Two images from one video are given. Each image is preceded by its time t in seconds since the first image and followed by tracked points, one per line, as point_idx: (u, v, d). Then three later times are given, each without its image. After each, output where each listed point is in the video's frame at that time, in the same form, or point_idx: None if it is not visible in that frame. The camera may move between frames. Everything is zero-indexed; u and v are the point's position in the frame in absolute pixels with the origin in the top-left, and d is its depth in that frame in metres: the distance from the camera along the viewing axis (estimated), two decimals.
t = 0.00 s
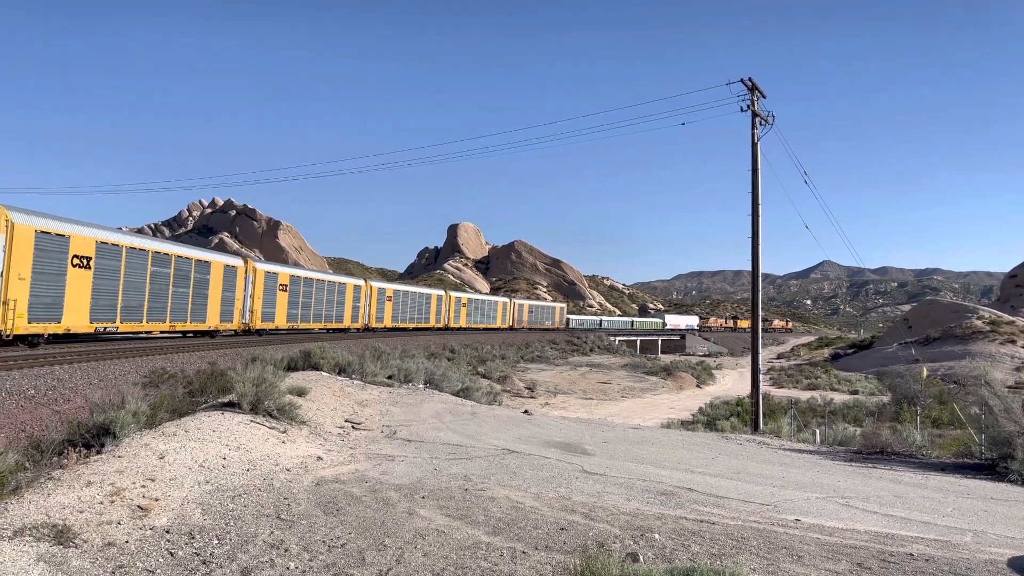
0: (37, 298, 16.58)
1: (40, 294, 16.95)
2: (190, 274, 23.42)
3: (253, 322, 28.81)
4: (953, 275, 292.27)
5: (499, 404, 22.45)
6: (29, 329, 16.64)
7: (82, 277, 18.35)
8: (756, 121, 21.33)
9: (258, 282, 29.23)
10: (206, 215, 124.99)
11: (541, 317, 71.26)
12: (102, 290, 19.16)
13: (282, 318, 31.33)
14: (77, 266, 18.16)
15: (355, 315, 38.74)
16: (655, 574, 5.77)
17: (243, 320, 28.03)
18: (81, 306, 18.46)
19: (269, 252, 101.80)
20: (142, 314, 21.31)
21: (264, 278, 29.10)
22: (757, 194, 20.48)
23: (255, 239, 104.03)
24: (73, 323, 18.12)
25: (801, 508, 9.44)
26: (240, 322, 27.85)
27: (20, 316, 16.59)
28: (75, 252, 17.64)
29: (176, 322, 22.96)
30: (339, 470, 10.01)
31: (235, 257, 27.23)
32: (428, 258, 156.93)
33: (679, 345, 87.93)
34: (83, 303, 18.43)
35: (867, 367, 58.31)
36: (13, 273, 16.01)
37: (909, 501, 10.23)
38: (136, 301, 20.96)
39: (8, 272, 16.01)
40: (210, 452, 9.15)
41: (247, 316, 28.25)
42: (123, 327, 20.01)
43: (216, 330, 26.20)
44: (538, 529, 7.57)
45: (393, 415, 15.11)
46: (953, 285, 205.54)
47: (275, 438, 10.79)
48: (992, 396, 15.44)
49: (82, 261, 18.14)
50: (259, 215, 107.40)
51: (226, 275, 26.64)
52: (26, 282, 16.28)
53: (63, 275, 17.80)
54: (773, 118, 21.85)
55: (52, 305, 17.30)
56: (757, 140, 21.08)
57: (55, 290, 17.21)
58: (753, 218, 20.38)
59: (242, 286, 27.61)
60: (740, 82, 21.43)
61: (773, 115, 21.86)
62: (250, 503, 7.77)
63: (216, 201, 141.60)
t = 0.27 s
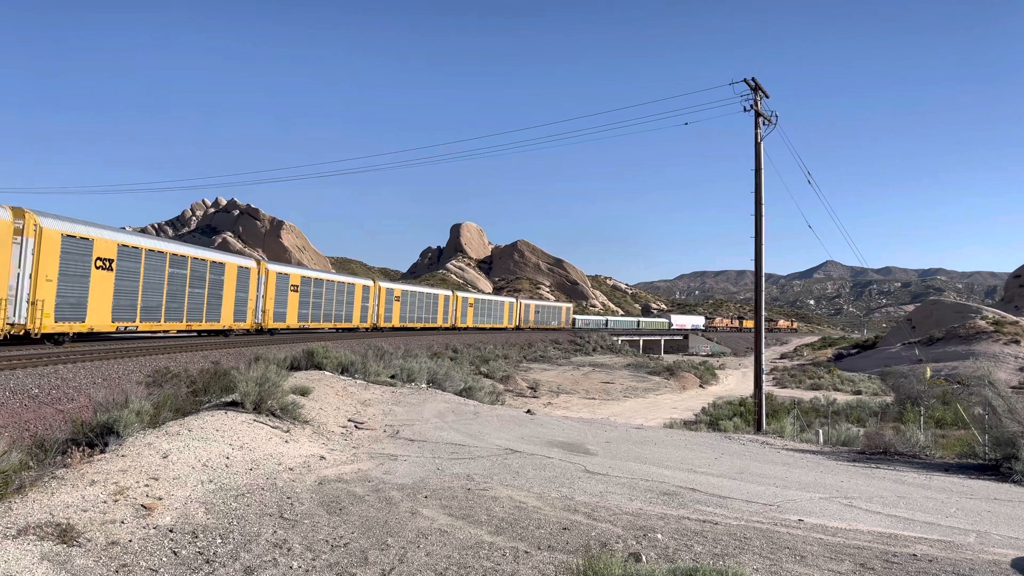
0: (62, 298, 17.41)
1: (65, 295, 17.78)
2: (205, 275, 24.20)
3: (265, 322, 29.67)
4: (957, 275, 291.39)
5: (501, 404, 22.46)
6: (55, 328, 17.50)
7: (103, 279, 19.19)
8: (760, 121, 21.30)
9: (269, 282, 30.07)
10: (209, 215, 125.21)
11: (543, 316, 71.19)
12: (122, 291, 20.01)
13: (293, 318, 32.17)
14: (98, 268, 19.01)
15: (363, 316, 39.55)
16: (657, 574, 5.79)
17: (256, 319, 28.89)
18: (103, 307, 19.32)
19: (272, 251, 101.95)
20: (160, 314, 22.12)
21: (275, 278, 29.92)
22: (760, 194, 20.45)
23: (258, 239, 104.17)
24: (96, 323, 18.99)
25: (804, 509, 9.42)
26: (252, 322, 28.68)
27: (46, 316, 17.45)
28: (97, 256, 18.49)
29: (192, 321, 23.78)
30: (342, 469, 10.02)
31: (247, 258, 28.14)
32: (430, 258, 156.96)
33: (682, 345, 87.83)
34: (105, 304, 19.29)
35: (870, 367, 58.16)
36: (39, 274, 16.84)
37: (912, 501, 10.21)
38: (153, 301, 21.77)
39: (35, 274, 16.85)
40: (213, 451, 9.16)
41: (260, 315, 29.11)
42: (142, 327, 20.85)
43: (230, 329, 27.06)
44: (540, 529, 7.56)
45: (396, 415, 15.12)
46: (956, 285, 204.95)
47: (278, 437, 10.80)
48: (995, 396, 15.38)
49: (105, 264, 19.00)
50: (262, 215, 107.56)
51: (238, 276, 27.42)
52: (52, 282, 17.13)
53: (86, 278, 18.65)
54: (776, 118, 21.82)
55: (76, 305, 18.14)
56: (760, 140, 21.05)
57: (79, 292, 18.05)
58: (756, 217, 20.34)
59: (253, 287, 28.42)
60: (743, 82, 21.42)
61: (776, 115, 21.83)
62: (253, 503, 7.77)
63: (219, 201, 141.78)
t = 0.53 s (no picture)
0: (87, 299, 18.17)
1: (89, 296, 18.52)
2: (219, 277, 24.90)
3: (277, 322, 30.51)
4: (961, 275, 290.53)
5: (504, 404, 22.48)
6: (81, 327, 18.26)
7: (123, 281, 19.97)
8: (763, 120, 21.28)
9: (281, 284, 30.88)
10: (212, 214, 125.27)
11: (546, 316, 71.16)
12: (141, 292, 20.80)
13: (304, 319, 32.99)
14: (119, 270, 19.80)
15: (374, 316, 40.34)
16: (660, 573, 5.79)
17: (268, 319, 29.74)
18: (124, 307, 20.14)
19: (274, 251, 102.07)
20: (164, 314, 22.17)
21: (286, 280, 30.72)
22: (764, 194, 20.42)
23: (261, 239, 104.31)
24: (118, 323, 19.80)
25: (807, 509, 9.39)
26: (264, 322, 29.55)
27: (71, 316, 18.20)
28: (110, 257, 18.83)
29: (207, 321, 24.56)
30: (345, 469, 10.03)
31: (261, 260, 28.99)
32: (433, 258, 156.88)
33: (685, 345, 87.71)
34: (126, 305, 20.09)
35: (873, 367, 58.01)
36: (65, 276, 17.53)
37: (915, 501, 10.18)
38: (170, 302, 22.54)
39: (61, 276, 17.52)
40: (216, 451, 9.17)
41: (272, 316, 29.94)
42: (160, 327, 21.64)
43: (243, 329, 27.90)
44: (543, 529, 7.56)
45: (399, 415, 15.13)
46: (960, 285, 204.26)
47: (281, 437, 10.82)
48: (999, 396, 15.33)
49: (126, 266, 19.79)
50: (265, 215, 107.67)
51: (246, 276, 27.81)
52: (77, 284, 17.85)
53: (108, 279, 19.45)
54: (779, 117, 21.78)
55: (99, 306, 18.90)
56: (763, 139, 21.02)
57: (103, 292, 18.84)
58: (759, 217, 20.31)
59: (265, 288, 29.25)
60: (746, 81, 21.40)
61: (779, 114, 21.80)
62: (256, 502, 7.78)
63: (222, 201, 141.92)
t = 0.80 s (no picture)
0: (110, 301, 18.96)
1: (111, 297, 19.31)
2: (221, 277, 24.93)
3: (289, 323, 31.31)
4: (964, 275, 289.83)
5: (506, 404, 22.48)
6: (103, 328, 19.06)
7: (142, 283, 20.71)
8: (765, 120, 21.26)
9: (293, 286, 31.70)
10: (215, 215, 125.46)
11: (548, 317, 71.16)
12: (159, 293, 21.53)
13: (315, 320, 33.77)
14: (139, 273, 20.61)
15: (382, 317, 41.24)
16: (661, 573, 5.80)
17: (280, 319, 30.50)
18: (143, 308, 20.95)
19: (277, 252, 102.23)
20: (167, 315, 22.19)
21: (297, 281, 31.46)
22: (766, 194, 20.40)
23: (264, 239, 104.50)
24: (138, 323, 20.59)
25: (810, 509, 9.37)
26: (276, 323, 30.38)
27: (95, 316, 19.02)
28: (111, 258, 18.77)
29: (210, 322, 24.62)
30: (347, 469, 10.04)
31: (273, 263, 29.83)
32: (435, 258, 156.96)
33: (688, 346, 87.60)
34: (145, 306, 20.87)
35: (876, 368, 57.87)
36: (89, 279, 18.32)
37: (918, 501, 10.15)
38: (173, 303, 22.58)
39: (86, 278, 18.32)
40: (219, 451, 9.19)
41: (283, 316, 30.66)
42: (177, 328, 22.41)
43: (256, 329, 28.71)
44: (545, 530, 7.55)
45: (401, 415, 15.14)
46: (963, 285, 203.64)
47: (283, 438, 10.83)
48: (1003, 396, 15.30)
49: (137, 268, 20.23)
50: (268, 215, 107.82)
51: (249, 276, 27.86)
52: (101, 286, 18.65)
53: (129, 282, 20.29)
54: (782, 117, 21.77)
55: (121, 307, 19.67)
56: (765, 139, 20.99)
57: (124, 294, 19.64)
58: (762, 217, 20.29)
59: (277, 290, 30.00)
60: (748, 81, 21.39)
61: (781, 114, 21.79)
62: (259, 503, 7.79)
63: (224, 202, 141.97)
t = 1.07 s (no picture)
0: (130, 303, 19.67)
1: (131, 299, 20.07)
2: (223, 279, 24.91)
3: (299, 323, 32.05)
4: (967, 275, 289.34)
5: (509, 405, 22.51)
6: (124, 328, 19.79)
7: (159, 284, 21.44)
8: (767, 121, 21.23)
9: (303, 288, 32.51)
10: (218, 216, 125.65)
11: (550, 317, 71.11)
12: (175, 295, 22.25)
13: (324, 321, 34.56)
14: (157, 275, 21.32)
15: (390, 318, 42.03)
16: (663, 574, 5.81)
17: (291, 320, 31.28)
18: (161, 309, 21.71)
19: (279, 253, 102.36)
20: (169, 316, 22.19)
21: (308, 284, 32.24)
22: (769, 194, 20.37)
23: (266, 240, 104.65)
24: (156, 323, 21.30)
25: (813, 510, 9.35)
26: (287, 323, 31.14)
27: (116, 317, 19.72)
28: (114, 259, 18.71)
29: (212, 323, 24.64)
30: (349, 470, 10.05)
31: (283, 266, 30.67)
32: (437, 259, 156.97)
33: (690, 346, 87.53)
34: (162, 307, 21.60)
35: (879, 368, 57.79)
36: (111, 281, 19.02)
37: (921, 502, 10.13)
38: (175, 303, 22.59)
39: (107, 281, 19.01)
40: (222, 452, 9.20)
41: (294, 317, 31.41)
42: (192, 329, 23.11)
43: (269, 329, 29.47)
44: (548, 530, 7.55)
45: (404, 416, 15.15)
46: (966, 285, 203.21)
47: (286, 439, 10.84)
48: (1005, 397, 15.28)
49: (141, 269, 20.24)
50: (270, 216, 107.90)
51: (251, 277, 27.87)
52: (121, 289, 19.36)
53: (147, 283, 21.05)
54: (784, 117, 21.75)
55: (140, 308, 20.44)
56: (768, 140, 20.97)
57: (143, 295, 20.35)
58: (764, 218, 20.26)
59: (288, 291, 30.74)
60: (750, 82, 21.37)
61: (784, 114, 21.77)
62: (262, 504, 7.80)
63: (226, 202, 141.92)
